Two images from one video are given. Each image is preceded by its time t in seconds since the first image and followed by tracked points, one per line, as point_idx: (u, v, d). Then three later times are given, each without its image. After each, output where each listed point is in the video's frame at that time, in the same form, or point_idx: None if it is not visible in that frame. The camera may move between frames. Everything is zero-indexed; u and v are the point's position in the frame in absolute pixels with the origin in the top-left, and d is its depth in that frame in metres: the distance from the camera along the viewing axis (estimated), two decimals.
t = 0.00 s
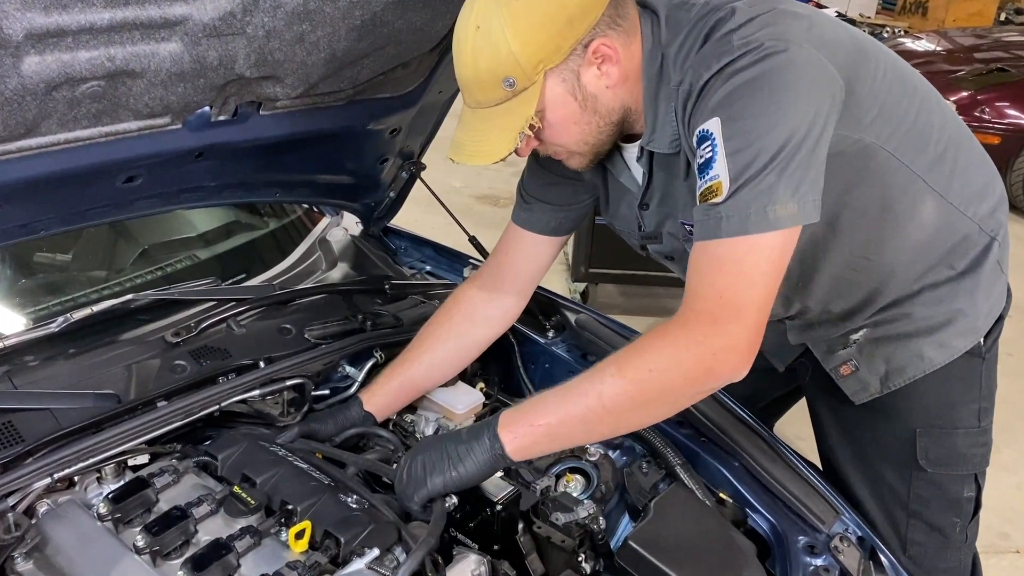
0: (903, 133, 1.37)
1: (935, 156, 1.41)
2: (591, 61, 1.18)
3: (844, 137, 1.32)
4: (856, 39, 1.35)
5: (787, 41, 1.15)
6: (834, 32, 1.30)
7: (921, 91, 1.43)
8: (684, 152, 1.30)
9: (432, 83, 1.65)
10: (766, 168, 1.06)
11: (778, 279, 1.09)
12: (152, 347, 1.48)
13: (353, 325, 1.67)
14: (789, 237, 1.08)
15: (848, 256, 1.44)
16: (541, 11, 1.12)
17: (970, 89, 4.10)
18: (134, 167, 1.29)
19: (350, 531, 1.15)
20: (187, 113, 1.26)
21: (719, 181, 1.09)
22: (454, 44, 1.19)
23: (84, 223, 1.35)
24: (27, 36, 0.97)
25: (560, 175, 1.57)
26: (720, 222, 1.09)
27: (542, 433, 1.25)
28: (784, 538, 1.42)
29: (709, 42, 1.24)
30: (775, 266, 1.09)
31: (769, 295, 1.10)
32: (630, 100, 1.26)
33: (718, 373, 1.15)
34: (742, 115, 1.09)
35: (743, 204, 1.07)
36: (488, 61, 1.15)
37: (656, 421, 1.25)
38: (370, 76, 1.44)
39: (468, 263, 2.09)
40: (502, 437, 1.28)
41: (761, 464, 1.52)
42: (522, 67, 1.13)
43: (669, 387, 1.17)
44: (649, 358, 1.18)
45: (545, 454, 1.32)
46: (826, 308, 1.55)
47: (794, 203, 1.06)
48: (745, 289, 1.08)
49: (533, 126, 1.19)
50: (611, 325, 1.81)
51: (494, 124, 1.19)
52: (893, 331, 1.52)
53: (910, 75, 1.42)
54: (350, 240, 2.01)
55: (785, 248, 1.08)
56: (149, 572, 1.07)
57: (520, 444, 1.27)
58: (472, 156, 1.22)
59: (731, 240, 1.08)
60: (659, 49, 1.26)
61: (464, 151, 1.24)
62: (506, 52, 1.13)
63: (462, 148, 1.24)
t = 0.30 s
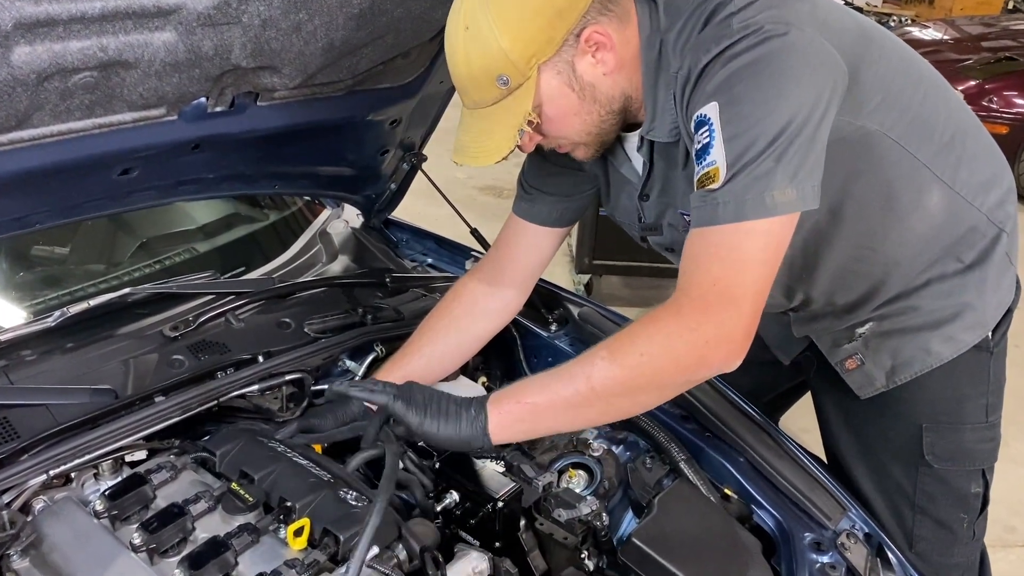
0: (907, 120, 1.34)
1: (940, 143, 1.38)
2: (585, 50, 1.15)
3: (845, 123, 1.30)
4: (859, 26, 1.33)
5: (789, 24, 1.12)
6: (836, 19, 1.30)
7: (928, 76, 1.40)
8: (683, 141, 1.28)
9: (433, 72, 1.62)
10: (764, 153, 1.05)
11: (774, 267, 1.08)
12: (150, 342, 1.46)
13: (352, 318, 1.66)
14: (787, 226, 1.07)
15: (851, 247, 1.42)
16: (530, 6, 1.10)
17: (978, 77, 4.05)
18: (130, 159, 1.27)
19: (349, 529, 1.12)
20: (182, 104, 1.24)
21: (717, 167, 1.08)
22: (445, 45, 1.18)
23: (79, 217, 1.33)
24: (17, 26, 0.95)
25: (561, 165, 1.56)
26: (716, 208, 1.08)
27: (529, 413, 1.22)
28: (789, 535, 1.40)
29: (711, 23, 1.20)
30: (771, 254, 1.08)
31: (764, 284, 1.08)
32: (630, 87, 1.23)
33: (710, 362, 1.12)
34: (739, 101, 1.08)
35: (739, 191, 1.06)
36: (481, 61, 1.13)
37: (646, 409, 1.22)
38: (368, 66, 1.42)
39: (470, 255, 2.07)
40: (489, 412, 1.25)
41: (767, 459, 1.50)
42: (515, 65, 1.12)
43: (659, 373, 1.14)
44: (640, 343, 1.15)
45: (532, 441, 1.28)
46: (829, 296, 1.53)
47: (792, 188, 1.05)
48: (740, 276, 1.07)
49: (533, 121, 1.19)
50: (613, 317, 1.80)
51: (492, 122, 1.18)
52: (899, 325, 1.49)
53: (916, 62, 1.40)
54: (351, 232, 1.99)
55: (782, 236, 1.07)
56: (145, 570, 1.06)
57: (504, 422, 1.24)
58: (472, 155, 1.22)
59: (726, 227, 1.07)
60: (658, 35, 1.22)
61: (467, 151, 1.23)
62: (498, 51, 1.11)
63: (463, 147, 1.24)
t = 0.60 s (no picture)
0: (924, 111, 1.30)
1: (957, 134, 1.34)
2: (588, 50, 1.12)
3: (860, 115, 1.26)
4: (873, 12, 1.28)
5: (802, 17, 1.08)
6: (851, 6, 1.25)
7: (944, 64, 1.36)
8: (692, 135, 1.25)
9: (436, 60, 1.59)
10: (781, 155, 1.02)
11: (793, 274, 1.06)
12: (150, 336, 1.44)
13: (355, 311, 1.63)
14: (805, 229, 1.05)
15: (863, 240, 1.39)
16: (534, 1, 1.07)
17: (992, 60, 3.97)
18: (127, 150, 1.24)
19: (351, 528, 1.11)
20: (179, 94, 1.21)
21: (733, 171, 1.06)
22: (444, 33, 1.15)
23: (76, 209, 1.31)
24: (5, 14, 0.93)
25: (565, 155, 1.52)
26: (733, 212, 1.05)
27: (548, 423, 1.23)
28: (800, 533, 1.38)
29: (720, 17, 1.16)
30: (790, 261, 1.06)
31: (784, 290, 1.07)
32: (634, 83, 1.20)
33: (732, 370, 1.12)
34: (753, 100, 1.04)
35: (756, 193, 1.03)
36: (480, 54, 1.11)
37: (666, 415, 1.23)
38: (369, 54, 1.38)
39: (475, 246, 2.04)
40: (507, 420, 1.26)
41: (777, 455, 1.48)
42: (514, 61, 1.09)
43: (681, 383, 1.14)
44: (660, 352, 1.15)
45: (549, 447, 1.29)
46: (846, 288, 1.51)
47: (811, 189, 1.02)
48: (760, 284, 1.05)
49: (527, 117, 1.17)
50: (620, 309, 1.77)
51: (489, 115, 1.16)
52: (912, 318, 1.46)
53: (932, 51, 1.35)
54: (354, 222, 1.95)
55: (800, 240, 1.05)
56: (145, 569, 1.04)
57: (522, 431, 1.25)
58: (468, 147, 1.20)
59: (743, 233, 1.05)
60: (666, 26, 1.18)
61: (459, 141, 1.22)
62: (498, 45, 1.09)
63: (456, 136, 1.23)
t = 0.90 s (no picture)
0: (941, 103, 1.27)
1: (975, 125, 1.31)
2: (595, 44, 1.10)
3: (876, 110, 1.23)
4: None
5: (818, 17, 1.04)
6: None
7: (961, 53, 1.32)
8: (698, 129, 1.23)
9: (441, 43, 1.56)
10: (804, 168, 1.01)
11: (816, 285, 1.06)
12: (153, 324, 1.43)
13: (361, 299, 1.61)
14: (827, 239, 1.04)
15: (877, 229, 1.36)
16: None
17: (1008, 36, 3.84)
18: (126, 137, 1.22)
19: (357, 520, 1.09)
20: (178, 80, 1.19)
21: (755, 184, 1.04)
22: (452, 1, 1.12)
23: (76, 196, 1.29)
24: None
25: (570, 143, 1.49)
26: (757, 224, 1.04)
27: (573, 431, 1.23)
28: (812, 525, 1.37)
29: (728, 18, 1.13)
30: (813, 273, 1.06)
31: (807, 302, 1.07)
32: (637, 77, 1.18)
33: (756, 381, 1.14)
34: (774, 113, 1.01)
35: (780, 206, 1.02)
36: (483, 28, 1.08)
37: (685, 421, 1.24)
38: (372, 37, 1.36)
39: (481, 233, 2.01)
40: (534, 426, 1.25)
41: (788, 444, 1.46)
42: (517, 41, 1.06)
43: (707, 393, 1.15)
44: (686, 362, 1.15)
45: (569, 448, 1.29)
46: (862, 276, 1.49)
47: (835, 200, 1.01)
48: (787, 299, 1.05)
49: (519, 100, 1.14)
50: (628, 295, 1.75)
51: (483, 88, 1.13)
52: (925, 307, 1.43)
53: (949, 38, 1.30)
54: (359, 209, 1.92)
55: (822, 250, 1.05)
56: (147, 562, 1.03)
57: (546, 438, 1.24)
58: (454, 118, 1.16)
59: (772, 245, 1.03)
60: (676, 19, 1.15)
61: (444, 108, 1.18)
62: (503, 23, 1.05)
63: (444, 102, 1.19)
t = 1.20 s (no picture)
0: (968, 78, 1.22)
1: (1003, 101, 1.25)
2: (611, 10, 1.05)
3: (897, 86, 1.18)
4: None
5: None
6: None
7: (989, 26, 1.26)
8: (713, 103, 1.18)
9: (449, 15, 1.50)
10: (816, 141, 0.96)
11: (832, 266, 1.01)
12: (157, 306, 1.40)
13: (369, 281, 1.58)
14: (842, 217, 0.99)
15: (899, 208, 1.31)
16: None
17: None
18: (126, 115, 1.19)
19: (364, 508, 1.07)
20: (178, 55, 1.15)
21: (766, 157, 0.99)
22: None
23: (76, 176, 1.26)
24: None
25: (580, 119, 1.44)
26: (767, 199, 0.99)
27: (576, 428, 1.17)
28: (831, 512, 1.34)
29: None
30: (828, 253, 1.00)
31: (822, 283, 1.01)
32: (652, 47, 1.14)
33: (769, 370, 1.08)
34: (788, 82, 0.96)
35: (792, 180, 0.97)
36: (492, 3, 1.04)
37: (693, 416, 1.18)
38: (378, 9, 1.31)
39: (492, 212, 1.97)
40: (535, 428, 1.19)
41: (806, 430, 1.42)
42: (530, 13, 1.02)
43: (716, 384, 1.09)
44: (693, 353, 1.10)
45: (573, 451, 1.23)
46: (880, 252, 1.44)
47: (851, 175, 0.96)
48: (800, 281, 0.99)
49: (536, 77, 1.09)
50: (641, 276, 1.71)
51: (498, 68, 1.09)
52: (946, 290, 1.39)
53: (977, 12, 1.25)
54: (367, 186, 1.91)
55: (838, 229, 0.99)
56: (151, 550, 1.01)
57: (547, 438, 1.19)
58: (471, 105, 1.11)
59: (782, 223, 0.99)
60: None
61: (458, 95, 1.13)
62: None
63: (457, 93, 1.14)
